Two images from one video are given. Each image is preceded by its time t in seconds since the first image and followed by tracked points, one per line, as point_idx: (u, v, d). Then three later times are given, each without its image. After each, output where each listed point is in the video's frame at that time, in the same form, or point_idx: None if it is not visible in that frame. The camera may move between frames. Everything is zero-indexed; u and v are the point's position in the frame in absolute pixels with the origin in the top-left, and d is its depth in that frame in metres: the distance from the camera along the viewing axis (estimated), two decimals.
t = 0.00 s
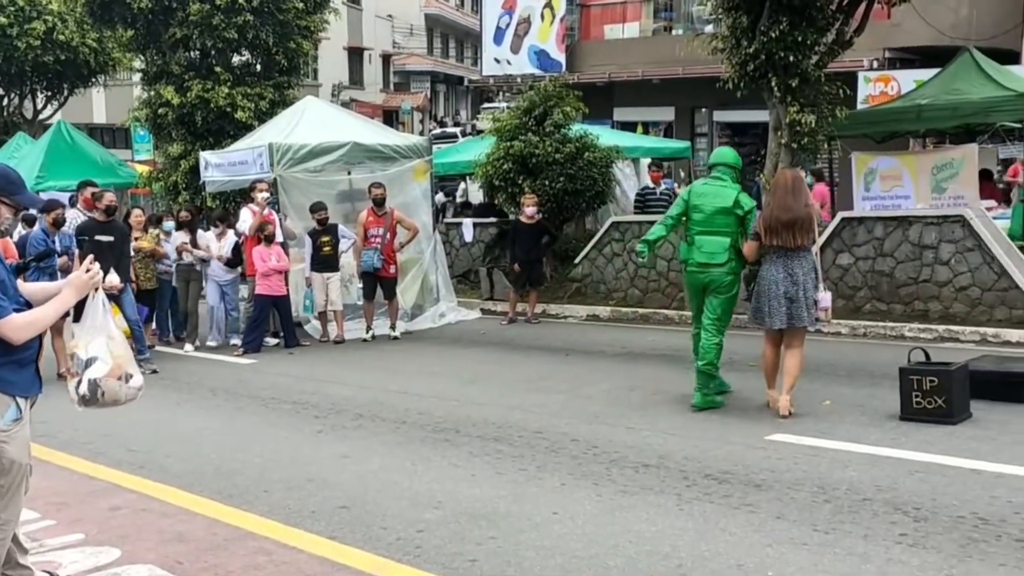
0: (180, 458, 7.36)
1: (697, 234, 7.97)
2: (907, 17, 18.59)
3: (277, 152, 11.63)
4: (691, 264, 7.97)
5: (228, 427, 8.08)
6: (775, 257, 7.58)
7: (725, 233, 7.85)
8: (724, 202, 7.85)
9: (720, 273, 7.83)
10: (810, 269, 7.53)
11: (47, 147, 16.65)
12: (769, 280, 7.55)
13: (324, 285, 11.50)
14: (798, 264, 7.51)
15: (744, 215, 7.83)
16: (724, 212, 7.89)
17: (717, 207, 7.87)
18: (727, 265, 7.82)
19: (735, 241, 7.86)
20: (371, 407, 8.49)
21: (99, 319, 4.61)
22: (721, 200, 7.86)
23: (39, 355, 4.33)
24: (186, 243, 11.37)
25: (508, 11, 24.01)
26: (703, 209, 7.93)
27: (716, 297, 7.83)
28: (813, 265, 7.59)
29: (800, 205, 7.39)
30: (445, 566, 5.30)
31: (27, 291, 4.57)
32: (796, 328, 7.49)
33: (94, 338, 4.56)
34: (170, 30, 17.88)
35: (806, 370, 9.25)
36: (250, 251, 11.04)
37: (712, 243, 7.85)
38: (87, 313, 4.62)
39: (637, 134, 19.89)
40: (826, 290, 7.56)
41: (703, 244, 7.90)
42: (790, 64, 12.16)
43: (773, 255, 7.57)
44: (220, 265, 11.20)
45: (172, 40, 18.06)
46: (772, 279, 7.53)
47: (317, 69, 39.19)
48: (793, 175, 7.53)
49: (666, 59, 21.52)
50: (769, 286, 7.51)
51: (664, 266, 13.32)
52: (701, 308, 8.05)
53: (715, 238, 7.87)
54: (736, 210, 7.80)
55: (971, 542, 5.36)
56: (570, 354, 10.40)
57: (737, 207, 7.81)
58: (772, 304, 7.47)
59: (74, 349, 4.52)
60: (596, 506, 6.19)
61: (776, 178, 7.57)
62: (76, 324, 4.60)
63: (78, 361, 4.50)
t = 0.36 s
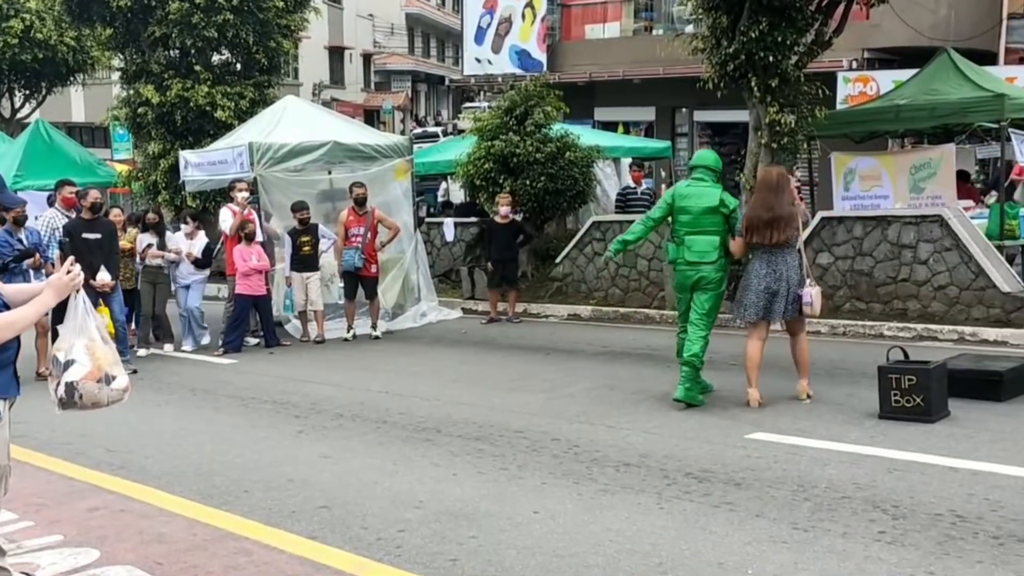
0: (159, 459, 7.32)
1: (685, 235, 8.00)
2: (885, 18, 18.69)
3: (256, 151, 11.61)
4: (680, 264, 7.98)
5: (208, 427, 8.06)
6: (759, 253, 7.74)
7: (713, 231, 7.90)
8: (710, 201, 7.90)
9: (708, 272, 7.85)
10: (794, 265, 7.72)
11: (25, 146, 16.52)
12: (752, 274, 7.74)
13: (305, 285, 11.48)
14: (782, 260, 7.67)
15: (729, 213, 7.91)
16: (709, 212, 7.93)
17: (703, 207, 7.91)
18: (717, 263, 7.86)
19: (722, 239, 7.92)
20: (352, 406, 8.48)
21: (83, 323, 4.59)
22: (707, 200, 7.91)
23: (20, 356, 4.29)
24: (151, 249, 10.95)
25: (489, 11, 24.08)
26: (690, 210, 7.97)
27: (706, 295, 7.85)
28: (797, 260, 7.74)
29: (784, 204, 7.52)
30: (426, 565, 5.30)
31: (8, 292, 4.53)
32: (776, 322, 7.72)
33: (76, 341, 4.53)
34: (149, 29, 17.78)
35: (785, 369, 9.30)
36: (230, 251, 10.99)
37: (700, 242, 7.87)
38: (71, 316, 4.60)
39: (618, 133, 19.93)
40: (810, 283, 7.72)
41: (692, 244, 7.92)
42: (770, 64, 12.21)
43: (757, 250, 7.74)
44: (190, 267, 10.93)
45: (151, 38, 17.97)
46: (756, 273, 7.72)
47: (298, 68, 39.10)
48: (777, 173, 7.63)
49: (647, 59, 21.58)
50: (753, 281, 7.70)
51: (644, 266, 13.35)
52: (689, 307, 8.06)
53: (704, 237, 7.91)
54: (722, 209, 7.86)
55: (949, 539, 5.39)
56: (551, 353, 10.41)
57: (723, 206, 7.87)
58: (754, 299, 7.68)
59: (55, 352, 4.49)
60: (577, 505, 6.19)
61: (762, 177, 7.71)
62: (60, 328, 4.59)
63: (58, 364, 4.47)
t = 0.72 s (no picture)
0: (144, 458, 7.29)
1: (673, 231, 8.35)
2: (870, 16, 18.69)
3: (242, 149, 11.62)
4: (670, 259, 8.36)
5: (193, 425, 8.03)
6: (777, 245, 7.98)
7: (700, 225, 8.26)
8: (695, 195, 8.24)
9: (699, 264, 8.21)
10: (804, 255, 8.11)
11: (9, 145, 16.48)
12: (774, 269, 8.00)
13: (290, 283, 11.46)
14: (801, 251, 8.02)
15: (714, 206, 8.26)
16: (696, 205, 8.28)
17: (688, 202, 8.26)
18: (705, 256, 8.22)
19: (709, 233, 8.27)
20: (338, 405, 8.47)
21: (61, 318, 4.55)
22: (692, 195, 8.25)
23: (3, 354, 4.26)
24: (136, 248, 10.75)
25: (476, 9, 23.90)
26: (676, 205, 8.32)
27: (698, 286, 8.22)
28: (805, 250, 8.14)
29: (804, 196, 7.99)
30: (412, 564, 5.29)
31: None
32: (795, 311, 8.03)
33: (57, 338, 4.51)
34: (134, 27, 17.73)
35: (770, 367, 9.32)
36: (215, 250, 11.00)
37: (689, 237, 8.22)
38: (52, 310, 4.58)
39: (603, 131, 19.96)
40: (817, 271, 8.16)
41: (680, 239, 8.28)
42: (755, 63, 12.24)
43: (777, 243, 8.01)
44: (172, 267, 10.92)
45: (135, 36, 17.91)
46: (779, 266, 7.97)
47: (284, 67, 39.02)
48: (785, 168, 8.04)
49: (632, 57, 21.64)
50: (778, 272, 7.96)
51: (630, 264, 13.36)
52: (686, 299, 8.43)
53: (691, 232, 8.26)
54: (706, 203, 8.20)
55: (933, 535, 5.41)
56: (537, 352, 10.42)
57: (708, 199, 8.21)
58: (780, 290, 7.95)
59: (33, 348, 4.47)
60: (562, 503, 6.19)
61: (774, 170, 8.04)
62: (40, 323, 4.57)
63: (39, 361, 4.46)
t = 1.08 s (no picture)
0: (131, 459, 7.27)
1: (669, 226, 8.40)
2: (857, 17, 18.81)
3: (229, 149, 11.59)
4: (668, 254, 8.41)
5: (181, 426, 8.01)
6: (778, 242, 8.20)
7: (696, 219, 8.32)
8: (690, 189, 8.32)
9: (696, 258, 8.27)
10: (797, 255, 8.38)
11: None
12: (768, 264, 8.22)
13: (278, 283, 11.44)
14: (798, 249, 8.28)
15: (709, 200, 8.32)
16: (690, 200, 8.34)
17: (683, 196, 8.33)
18: (702, 250, 8.28)
19: (705, 227, 8.33)
20: (327, 405, 8.46)
21: (52, 317, 4.65)
22: (687, 188, 8.33)
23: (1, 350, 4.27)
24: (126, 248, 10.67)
25: (463, 9, 24.02)
26: (671, 200, 8.39)
27: (697, 281, 8.28)
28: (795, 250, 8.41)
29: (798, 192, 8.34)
30: (401, 564, 5.29)
31: None
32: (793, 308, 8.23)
33: (53, 335, 4.61)
34: (121, 26, 17.68)
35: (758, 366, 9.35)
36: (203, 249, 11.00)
37: (685, 231, 8.28)
38: (40, 310, 4.66)
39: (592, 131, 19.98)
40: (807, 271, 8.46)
41: (678, 234, 8.34)
42: (743, 63, 12.26)
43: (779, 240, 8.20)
44: (161, 267, 10.99)
45: (122, 35, 17.86)
46: (784, 262, 8.15)
47: (271, 66, 38.97)
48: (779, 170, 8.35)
49: (621, 57, 21.68)
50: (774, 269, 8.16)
51: (618, 264, 13.39)
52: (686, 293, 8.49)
53: (687, 226, 8.32)
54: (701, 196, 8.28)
55: (920, 533, 5.43)
56: (525, 351, 10.42)
57: (701, 192, 8.28)
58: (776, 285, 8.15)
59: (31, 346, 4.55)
60: (551, 503, 6.20)
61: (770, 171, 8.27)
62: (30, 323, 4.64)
63: (40, 358, 4.54)
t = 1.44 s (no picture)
0: (121, 462, 7.26)
1: (671, 234, 8.44)
2: (846, 20, 18.89)
3: (220, 151, 11.60)
4: (671, 262, 8.43)
5: (171, 428, 8.00)
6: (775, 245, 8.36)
7: (698, 227, 8.40)
8: (691, 197, 8.42)
9: (702, 265, 8.33)
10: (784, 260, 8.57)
11: None
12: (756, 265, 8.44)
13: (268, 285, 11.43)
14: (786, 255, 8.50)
15: (710, 209, 8.45)
16: (692, 209, 8.44)
17: (685, 204, 8.41)
18: (706, 257, 8.34)
19: (707, 235, 8.43)
20: (317, 408, 8.46)
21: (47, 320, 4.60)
22: (690, 197, 8.42)
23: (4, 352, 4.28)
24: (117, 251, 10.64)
25: (454, 11, 23.90)
26: (673, 208, 8.45)
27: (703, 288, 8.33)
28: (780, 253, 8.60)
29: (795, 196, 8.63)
30: (392, 566, 5.29)
31: None
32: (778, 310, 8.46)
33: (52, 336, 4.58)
34: (110, 28, 17.63)
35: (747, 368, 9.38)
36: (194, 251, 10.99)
37: (690, 239, 8.33)
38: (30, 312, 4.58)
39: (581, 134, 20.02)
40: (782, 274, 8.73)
41: (682, 241, 8.36)
42: (733, 66, 12.29)
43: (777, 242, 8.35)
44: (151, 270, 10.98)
45: (112, 37, 17.81)
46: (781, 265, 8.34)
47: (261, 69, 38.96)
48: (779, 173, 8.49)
49: (610, 60, 21.72)
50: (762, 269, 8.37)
51: (608, 266, 13.41)
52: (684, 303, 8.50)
53: (691, 234, 8.38)
54: (704, 204, 8.39)
55: (909, 535, 5.45)
56: (515, 354, 10.43)
57: (705, 201, 8.41)
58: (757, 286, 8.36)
59: (35, 347, 4.48)
60: (541, 505, 6.20)
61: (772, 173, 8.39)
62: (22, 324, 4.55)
63: (46, 358, 4.50)
